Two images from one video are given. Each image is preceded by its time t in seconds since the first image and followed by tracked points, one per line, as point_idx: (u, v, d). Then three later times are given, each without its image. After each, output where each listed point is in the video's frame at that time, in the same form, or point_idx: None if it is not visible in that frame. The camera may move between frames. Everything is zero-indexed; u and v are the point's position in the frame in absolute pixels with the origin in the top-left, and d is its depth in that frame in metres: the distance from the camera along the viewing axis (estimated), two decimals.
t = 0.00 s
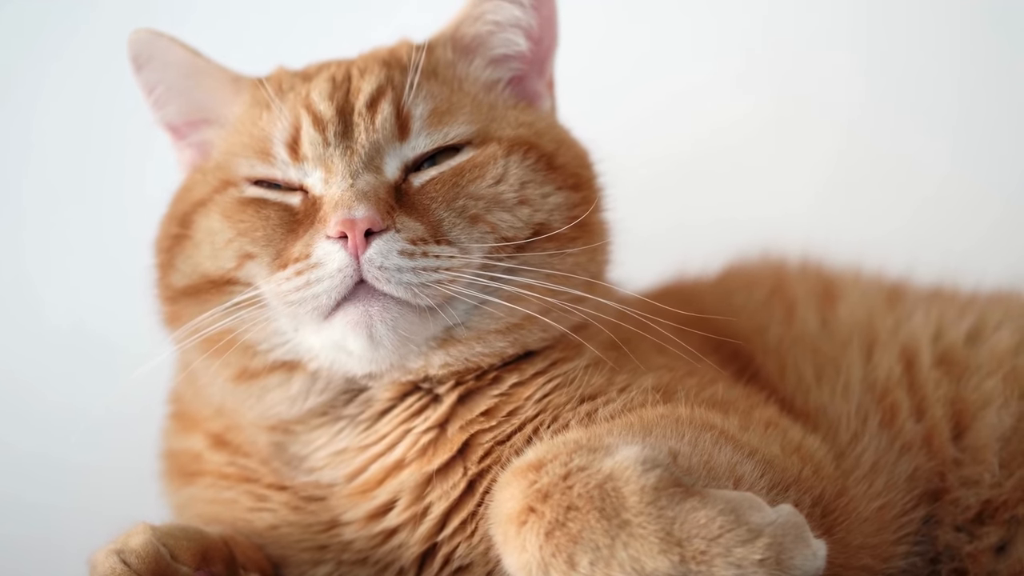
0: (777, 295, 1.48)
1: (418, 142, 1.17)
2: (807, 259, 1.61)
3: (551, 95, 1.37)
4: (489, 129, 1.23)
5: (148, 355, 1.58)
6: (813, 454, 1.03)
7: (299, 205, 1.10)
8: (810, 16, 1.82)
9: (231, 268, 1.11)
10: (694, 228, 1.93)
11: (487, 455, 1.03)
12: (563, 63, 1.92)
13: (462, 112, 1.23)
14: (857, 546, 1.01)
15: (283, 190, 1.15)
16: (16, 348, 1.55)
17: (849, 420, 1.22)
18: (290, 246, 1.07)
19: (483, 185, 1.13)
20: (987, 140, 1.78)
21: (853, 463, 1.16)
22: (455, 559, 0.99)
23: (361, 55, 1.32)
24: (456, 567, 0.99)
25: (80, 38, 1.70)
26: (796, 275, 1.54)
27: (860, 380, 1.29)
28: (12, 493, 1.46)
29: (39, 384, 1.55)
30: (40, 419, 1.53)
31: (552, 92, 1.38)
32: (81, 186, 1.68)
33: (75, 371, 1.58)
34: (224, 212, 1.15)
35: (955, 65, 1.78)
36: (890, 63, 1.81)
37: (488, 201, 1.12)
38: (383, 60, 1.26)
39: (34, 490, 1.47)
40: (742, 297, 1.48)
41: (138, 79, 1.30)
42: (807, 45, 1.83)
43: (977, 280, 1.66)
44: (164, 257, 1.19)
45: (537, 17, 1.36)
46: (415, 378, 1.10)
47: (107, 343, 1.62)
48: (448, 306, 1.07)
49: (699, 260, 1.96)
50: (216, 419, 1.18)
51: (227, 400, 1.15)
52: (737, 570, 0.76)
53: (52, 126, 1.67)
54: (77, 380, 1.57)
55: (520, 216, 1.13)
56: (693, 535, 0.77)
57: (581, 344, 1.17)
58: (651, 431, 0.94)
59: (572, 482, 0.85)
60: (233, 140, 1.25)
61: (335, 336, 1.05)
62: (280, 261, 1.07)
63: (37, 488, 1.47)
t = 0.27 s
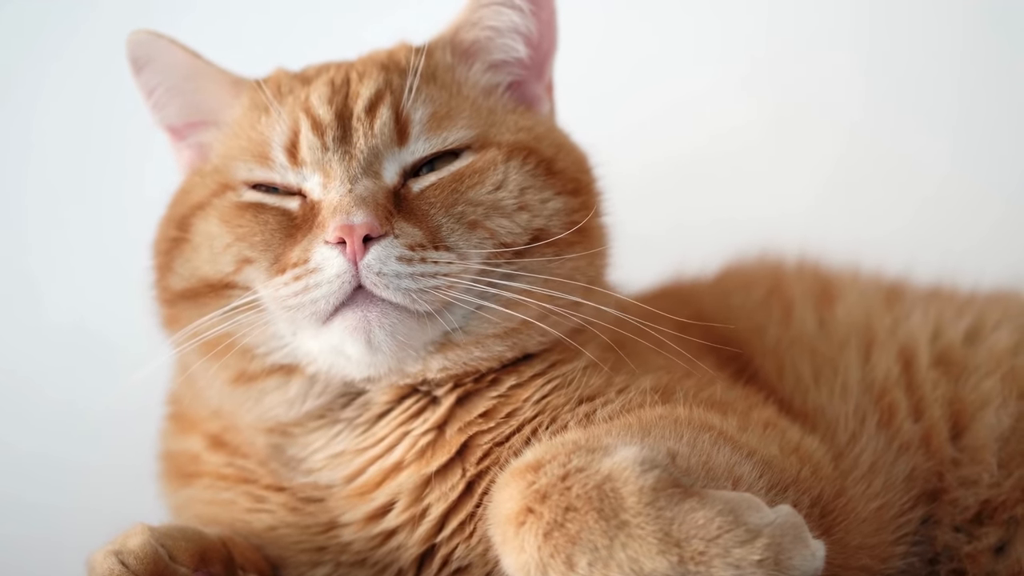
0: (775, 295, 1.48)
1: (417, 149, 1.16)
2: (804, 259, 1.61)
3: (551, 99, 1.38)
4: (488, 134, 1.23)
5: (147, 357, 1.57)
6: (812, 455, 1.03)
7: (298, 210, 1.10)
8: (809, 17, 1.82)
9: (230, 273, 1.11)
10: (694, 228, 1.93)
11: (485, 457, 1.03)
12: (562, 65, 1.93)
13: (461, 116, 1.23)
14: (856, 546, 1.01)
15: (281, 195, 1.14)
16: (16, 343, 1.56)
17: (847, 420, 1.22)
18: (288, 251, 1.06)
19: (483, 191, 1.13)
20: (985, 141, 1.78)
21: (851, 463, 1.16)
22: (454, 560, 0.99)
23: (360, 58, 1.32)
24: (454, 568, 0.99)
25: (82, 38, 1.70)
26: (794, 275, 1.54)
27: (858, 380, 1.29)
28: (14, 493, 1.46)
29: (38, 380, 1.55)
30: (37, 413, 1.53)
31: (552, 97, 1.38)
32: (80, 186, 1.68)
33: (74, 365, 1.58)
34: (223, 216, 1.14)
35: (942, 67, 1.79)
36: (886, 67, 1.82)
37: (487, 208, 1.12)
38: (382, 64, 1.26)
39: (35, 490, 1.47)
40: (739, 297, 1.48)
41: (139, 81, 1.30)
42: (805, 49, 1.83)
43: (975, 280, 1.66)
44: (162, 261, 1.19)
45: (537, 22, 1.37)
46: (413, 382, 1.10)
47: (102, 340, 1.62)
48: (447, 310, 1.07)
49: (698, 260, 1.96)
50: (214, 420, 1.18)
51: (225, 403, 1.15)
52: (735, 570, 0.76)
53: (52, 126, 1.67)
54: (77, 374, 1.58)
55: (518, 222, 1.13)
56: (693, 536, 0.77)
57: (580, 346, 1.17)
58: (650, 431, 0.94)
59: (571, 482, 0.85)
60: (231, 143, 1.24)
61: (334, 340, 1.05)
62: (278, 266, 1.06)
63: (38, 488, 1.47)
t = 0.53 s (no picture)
0: (773, 294, 1.47)
1: (418, 152, 1.16)
2: (801, 256, 1.61)
3: (551, 100, 1.38)
4: (488, 136, 1.23)
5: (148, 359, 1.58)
6: (811, 453, 1.03)
7: (297, 213, 1.10)
8: (809, 16, 1.82)
9: (229, 275, 1.11)
10: (693, 227, 1.94)
11: (484, 456, 1.03)
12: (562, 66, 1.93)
13: (461, 118, 1.23)
14: (855, 544, 1.01)
15: (281, 197, 1.14)
16: (16, 343, 1.56)
17: (845, 418, 1.22)
18: (287, 254, 1.07)
19: (484, 195, 1.13)
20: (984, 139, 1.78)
21: (850, 462, 1.16)
22: (453, 559, 1.00)
23: (360, 58, 1.32)
24: (453, 568, 0.99)
25: (83, 38, 1.71)
26: (791, 273, 1.54)
27: (856, 378, 1.28)
28: (14, 493, 1.46)
29: (39, 380, 1.55)
30: (37, 413, 1.53)
31: (552, 98, 1.38)
32: (80, 185, 1.68)
33: (75, 367, 1.58)
34: (222, 218, 1.15)
35: (940, 67, 1.79)
36: (885, 68, 1.82)
37: (487, 211, 1.12)
38: (382, 65, 1.25)
39: (36, 490, 1.47)
40: (737, 295, 1.48)
41: (139, 81, 1.30)
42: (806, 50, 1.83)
43: (975, 277, 1.66)
44: (161, 262, 1.19)
45: (537, 24, 1.37)
46: (412, 383, 1.10)
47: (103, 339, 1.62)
48: (447, 313, 1.07)
49: (698, 259, 1.96)
50: (213, 420, 1.18)
51: (224, 404, 1.15)
52: (735, 568, 0.76)
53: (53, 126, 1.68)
54: (78, 376, 1.58)
55: (518, 225, 1.13)
56: (692, 534, 0.77)
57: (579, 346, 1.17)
58: (649, 430, 0.94)
59: (571, 481, 0.85)
60: (231, 144, 1.25)
61: (334, 343, 1.05)
62: (278, 269, 1.07)
63: (38, 489, 1.47)
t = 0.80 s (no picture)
0: (772, 292, 1.47)
1: (418, 152, 1.16)
2: (800, 251, 1.60)
3: (551, 100, 1.38)
4: (489, 135, 1.23)
5: (147, 360, 1.57)
6: (811, 450, 1.03)
7: (298, 213, 1.10)
8: (808, 14, 1.82)
9: (230, 275, 1.11)
10: (693, 225, 1.95)
11: (484, 454, 1.04)
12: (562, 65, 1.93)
13: (462, 118, 1.23)
14: (855, 540, 1.01)
15: (281, 197, 1.14)
16: (16, 343, 1.56)
17: (845, 415, 1.22)
18: (288, 254, 1.07)
19: (485, 196, 1.13)
20: (984, 138, 1.78)
21: (850, 459, 1.15)
22: (453, 557, 1.00)
23: (361, 56, 1.31)
24: (453, 565, 0.99)
25: (83, 37, 1.70)
26: (790, 269, 1.53)
27: (856, 375, 1.28)
28: (14, 493, 1.46)
29: (39, 380, 1.55)
30: (37, 415, 1.53)
31: (552, 97, 1.38)
32: (81, 184, 1.68)
33: (76, 371, 1.57)
34: (222, 218, 1.15)
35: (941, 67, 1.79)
36: (887, 67, 1.81)
37: (488, 212, 1.11)
38: (383, 64, 1.25)
39: (35, 491, 1.47)
40: (737, 292, 1.48)
41: (139, 79, 1.30)
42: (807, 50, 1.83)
43: (975, 274, 1.66)
44: (161, 261, 1.19)
45: (537, 24, 1.37)
46: (412, 382, 1.10)
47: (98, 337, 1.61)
48: (447, 313, 1.07)
49: (697, 254, 1.98)
50: (212, 417, 1.18)
51: (224, 403, 1.15)
52: (735, 565, 0.76)
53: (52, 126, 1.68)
54: (79, 380, 1.57)
55: (519, 226, 1.13)
56: (693, 530, 0.77)
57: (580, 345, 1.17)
58: (649, 427, 0.94)
59: (571, 478, 0.85)
60: (231, 143, 1.25)
61: (334, 344, 1.05)
62: (279, 269, 1.07)
63: (36, 490, 1.47)
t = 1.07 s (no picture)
0: (772, 291, 1.47)
1: (419, 153, 1.16)
2: (800, 250, 1.60)
3: (552, 99, 1.37)
4: (490, 136, 1.22)
5: (147, 359, 1.57)
6: (811, 448, 1.03)
7: (298, 213, 1.10)
8: (809, 12, 1.82)
9: (230, 275, 1.11)
10: (693, 224, 1.94)
11: (484, 453, 1.04)
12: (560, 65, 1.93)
13: (463, 118, 1.22)
14: (855, 539, 1.01)
15: (282, 197, 1.14)
16: (16, 343, 1.56)
17: (844, 413, 1.21)
18: (289, 254, 1.07)
19: (486, 197, 1.13)
20: (984, 137, 1.78)
21: (850, 457, 1.15)
22: (453, 556, 1.00)
23: (362, 55, 1.31)
24: (454, 564, 0.99)
25: (83, 37, 1.70)
26: (789, 267, 1.53)
27: (856, 373, 1.28)
28: (13, 493, 1.46)
29: (38, 380, 1.55)
30: (36, 415, 1.53)
31: (553, 96, 1.37)
32: (81, 184, 1.68)
33: (75, 370, 1.57)
34: (222, 218, 1.15)
35: (941, 67, 1.79)
36: (887, 67, 1.81)
37: (489, 213, 1.11)
38: (384, 64, 1.25)
39: (35, 491, 1.47)
40: (737, 290, 1.48)
41: (140, 78, 1.30)
42: (807, 49, 1.83)
43: (975, 271, 1.66)
44: (161, 261, 1.19)
45: (537, 24, 1.37)
46: (412, 382, 1.10)
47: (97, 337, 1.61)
48: (448, 314, 1.07)
49: (697, 252, 1.97)
50: (212, 416, 1.18)
51: (224, 403, 1.15)
52: (736, 563, 0.76)
53: (52, 125, 1.68)
54: (79, 380, 1.57)
55: (520, 227, 1.13)
56: (693, 529, 0.77)
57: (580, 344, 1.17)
58: (649, 425, 0.94)
59: (571, 477, 0.85)
60: (231, 142, 1.25)
61: (334, 344, 1.05)
62: (279, 269, 1.07)
63: (36, 490, 1.47)
